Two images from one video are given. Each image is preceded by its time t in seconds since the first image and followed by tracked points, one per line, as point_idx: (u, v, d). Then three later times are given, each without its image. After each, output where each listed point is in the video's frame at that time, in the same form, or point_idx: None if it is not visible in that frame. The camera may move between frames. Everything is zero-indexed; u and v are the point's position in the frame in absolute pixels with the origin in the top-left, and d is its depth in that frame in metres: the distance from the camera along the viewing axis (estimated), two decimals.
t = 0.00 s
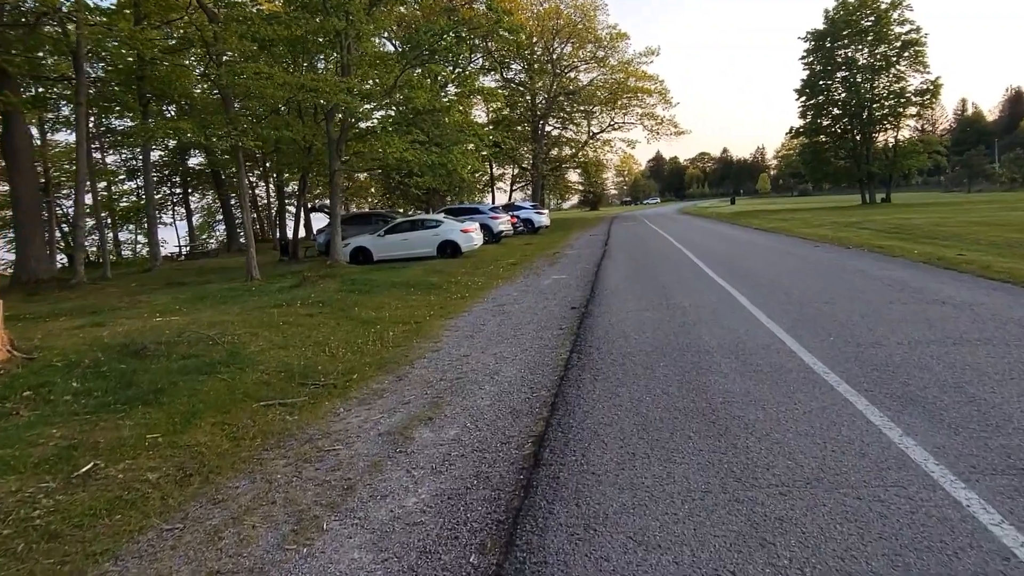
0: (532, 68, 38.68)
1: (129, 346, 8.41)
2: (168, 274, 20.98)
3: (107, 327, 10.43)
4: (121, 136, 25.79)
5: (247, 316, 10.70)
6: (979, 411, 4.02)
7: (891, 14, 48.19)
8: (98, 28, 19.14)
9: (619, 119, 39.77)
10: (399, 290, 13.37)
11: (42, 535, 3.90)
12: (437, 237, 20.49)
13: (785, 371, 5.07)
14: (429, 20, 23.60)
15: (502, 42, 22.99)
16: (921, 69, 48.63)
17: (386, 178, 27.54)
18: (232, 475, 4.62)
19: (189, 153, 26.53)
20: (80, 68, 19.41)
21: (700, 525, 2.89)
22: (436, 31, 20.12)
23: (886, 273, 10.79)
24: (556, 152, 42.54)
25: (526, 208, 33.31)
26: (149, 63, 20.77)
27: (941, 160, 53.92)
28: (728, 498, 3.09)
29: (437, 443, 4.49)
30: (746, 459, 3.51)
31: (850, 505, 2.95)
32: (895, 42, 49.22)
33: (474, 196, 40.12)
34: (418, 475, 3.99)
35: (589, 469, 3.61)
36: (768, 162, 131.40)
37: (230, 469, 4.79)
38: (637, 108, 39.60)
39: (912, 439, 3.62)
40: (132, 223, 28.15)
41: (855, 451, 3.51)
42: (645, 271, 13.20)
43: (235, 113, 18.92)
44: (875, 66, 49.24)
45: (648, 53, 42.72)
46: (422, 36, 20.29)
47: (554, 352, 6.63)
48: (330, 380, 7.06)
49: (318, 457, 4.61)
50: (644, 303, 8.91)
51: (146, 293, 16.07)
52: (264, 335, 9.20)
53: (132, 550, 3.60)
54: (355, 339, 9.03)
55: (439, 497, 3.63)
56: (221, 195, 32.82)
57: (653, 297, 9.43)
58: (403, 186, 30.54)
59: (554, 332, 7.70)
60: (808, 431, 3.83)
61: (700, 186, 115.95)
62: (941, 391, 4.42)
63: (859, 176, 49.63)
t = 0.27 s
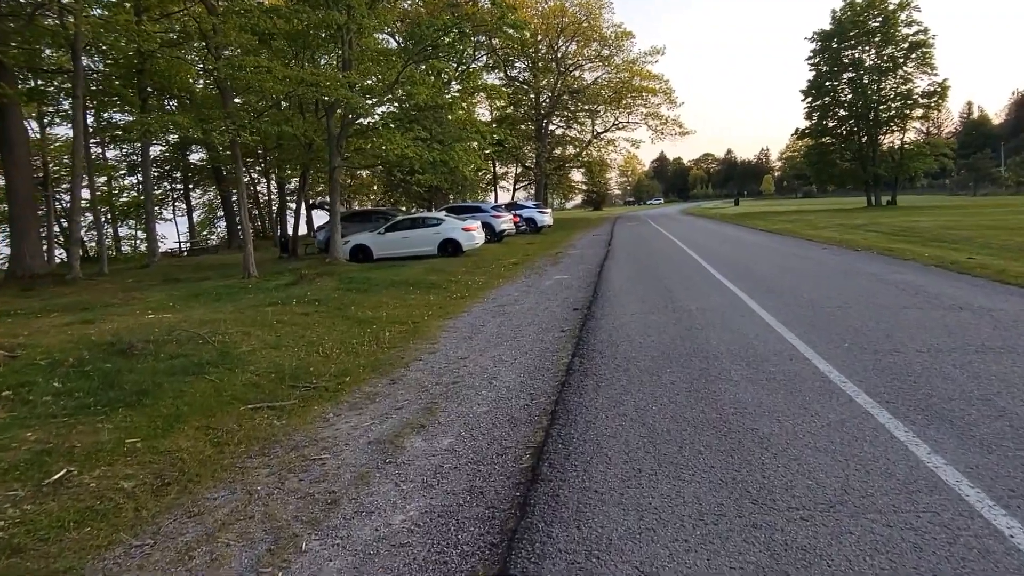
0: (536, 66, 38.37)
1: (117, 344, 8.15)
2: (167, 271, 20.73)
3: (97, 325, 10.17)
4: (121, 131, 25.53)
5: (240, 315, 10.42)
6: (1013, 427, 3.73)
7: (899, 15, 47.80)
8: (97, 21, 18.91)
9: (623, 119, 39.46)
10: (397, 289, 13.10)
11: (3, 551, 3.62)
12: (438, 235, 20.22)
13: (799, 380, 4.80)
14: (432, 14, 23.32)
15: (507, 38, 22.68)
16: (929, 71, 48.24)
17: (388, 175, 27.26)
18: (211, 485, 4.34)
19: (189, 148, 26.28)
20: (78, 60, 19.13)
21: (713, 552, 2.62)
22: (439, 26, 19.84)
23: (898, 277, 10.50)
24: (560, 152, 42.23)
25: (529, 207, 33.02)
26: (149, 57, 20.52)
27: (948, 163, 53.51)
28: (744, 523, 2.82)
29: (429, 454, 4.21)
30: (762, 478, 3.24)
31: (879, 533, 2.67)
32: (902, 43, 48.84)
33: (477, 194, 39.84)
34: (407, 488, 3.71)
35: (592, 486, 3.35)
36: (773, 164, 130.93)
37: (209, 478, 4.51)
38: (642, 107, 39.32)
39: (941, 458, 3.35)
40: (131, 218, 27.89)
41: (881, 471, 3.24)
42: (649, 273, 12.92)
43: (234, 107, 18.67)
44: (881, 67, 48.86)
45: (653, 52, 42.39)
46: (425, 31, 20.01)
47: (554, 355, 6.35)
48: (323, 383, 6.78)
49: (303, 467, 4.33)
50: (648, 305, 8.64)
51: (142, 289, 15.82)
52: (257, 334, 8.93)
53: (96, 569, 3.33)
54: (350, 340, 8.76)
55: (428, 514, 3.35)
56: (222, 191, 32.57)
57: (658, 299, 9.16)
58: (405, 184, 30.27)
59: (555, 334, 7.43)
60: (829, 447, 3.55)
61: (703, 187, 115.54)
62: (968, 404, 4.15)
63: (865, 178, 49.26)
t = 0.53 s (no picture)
0: (540, 64, 38.07)
1: (106, 347, 7.91)
2: (166, 269, 20.52)
3: (89, 325, 9.94)
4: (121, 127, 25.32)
5: (235, 315, 10.17)
6: None
7: (907, 13, 47.35)
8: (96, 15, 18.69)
9: (628, 117, 39.15)
10: (397, 289, 12.86)
11: None
12: (440, 234, 19.97)
13: (814, 392, 4.54)
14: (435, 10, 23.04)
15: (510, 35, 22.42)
16: (936, 70, 47.83)
17: (390, 173, 27.02)
18: (190, 502, 4.08)
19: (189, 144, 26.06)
20: (77, 54, 18.91)
21: None
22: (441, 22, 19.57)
23: (911, 279, 10.22)
24: (564, 150, 41.94)
25: (532, 206, 32.75)
26: (148, 52, 20.29)
27: (955, 163, 53.09)
28: (761, 559, 2.57)
29: (422, 471, 3.96)
30: (779, 505, 2.99)
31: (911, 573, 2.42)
32: (910, 41, 48.41)
33: (480, 193, 39.58)
34: (396, 510, 3.46)
35: (594, 512, 3.09)
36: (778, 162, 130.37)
37: (189, 493, 4.26)
38: (646, 106, 39.01)
39: (973, 483, 3.09)
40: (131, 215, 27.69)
41: (908, 498, 2.99)
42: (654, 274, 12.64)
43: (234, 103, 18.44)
44: (888, 65, 48.45)
45: (658, 50, 42.06)
46: (428, 27, 19.74)
47: (556, 362, 6.09)
48: (316, 388, 6.53)
49: (288, 483, 4.08)
50: (654, 308, 8.37)
51: (139, 288, 15.61)
52: (251, 336, 8.69)
53: None
54: (346, 342, 8.51)
55: (417, 541, 3.10)
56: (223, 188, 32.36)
57: (663, 302, 8.90)
58: (408, 182, 30.03)
59: (557, 338, 7.17)
60: (850, 468, 3.30)
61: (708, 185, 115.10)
62: (997, 420, 3.88)
63: (871, 177, 48.89)
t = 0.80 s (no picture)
0: (542, 63, 37.80)
1: (90, 349, 7.65)
2: (164, 269, 20.29)
3: (77, 327, 9.68)
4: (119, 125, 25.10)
5: (227, 317, 9.92)
6: None
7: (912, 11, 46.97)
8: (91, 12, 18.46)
9: (631, 116, 38.86)
10: (394, 290, 12.59)
11: None
12: (440, 233, 19.70)
13: (828, 402, 4.26)
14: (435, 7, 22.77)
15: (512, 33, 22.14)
16: (942, 69, 47.46)
17: (391, 172, 26.78)
18: (161, 520, 3.81)
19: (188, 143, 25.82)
20: (72, 52, 18.71)
21: None
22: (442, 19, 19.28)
23: (922, 281, 9.93)
24: (566, 149, 41.66)
25: (534, 205, 32.48)
26: (145, 50, 20.06)
27: (960, 163, 52.70)
28: None
29: (408, 488, 3.69)
30: (795, 532, 2.72)
31: None
32: (915, 40, 48.03)
33: (482, 192, 39.33)
34: (377, 534, 3.19)
35: (593, 539, 2.82)
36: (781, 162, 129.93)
37: (160, 510, 3.99)
38: (649, 105, 38.73)
39: (1009, 508, 2.82)
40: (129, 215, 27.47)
41: (938, 525, 2.72)
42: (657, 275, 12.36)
43: (231, 100, 18.22)
44: (893, 64, 48.08)
45: (661, 48, 41.75)
46: (428, 24, 19.46)
47: (554, 367, 5.82)
48: (305, 395, 6.26)
49: (266, 501, 3.82)
50: (656, 310, 8.08)
51: (133, 288, 15.37)
52: (241, 339, 8.44)
53: None
54: (340, 346, 8.24)
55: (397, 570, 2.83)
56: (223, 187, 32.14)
57: (667, 304, 8.62)
58: (408, 181, 29.78)
59: (556, 343, 6.90)
60: (871, 490, 3.03)
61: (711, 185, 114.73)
62: None
63: (876, 177, 48.56)
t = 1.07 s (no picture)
0: (552, 61, 37.48)
1: (85, 354, 7.46)
2: (170, 268, 20.16)
3: (77, 329, 9.52)
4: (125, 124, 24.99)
5: (228, 319, 9.72)
6: None
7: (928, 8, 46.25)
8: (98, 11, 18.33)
9: (642, 114, 38.48)
10: (399, 291, 12.35)
11: None
12: (448, 233, 19.46)
13: (853, 421, 3.98)
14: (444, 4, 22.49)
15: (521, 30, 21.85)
16: (957, 67, 46.77)
17: (400, 171, 26.58)
18: (141, 545, 3.59)
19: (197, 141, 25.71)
20: (78, 50, 18.52)
21: None
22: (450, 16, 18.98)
23: (943, 285, 9.61)
24: (576, 148, 41.32)
25: (544, 204, 32.20)
26: (153, 48, 19.93)
27: (976, 162, 51.95)
28: None
29: (400, 513, 3.44)
30: None
31: None
32: (930, 38, 47.35)
33: (491, 192, 39.09)
34: (365, 568, 2.95)
35: None
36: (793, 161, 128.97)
37: (141, 532, 3.76)
38: (660, 103, 38.34)
39: None
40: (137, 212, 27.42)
41: (984, 571, 2.44)
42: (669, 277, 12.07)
43: (236, 98, 18.06)
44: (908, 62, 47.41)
45: (673, 46, 41.32)
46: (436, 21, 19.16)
47: (560, 378, 5.55)
48: (303, 404, 6.02)
49: (250, 525, 3.58)
50: (667, 316, 7.82)
51: (138, 288, 15.26)
52: (239, 343, 8.23)
53: None
54: (340, 351, 7.99)
55: None
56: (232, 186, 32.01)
57: (679, 308, 8.34)
58: (417, 180, 29.57)
59: (563, 350, 6.63)
60: (904, 527, 2.77)
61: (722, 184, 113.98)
62: None
63: (890, 176, 47.93)
